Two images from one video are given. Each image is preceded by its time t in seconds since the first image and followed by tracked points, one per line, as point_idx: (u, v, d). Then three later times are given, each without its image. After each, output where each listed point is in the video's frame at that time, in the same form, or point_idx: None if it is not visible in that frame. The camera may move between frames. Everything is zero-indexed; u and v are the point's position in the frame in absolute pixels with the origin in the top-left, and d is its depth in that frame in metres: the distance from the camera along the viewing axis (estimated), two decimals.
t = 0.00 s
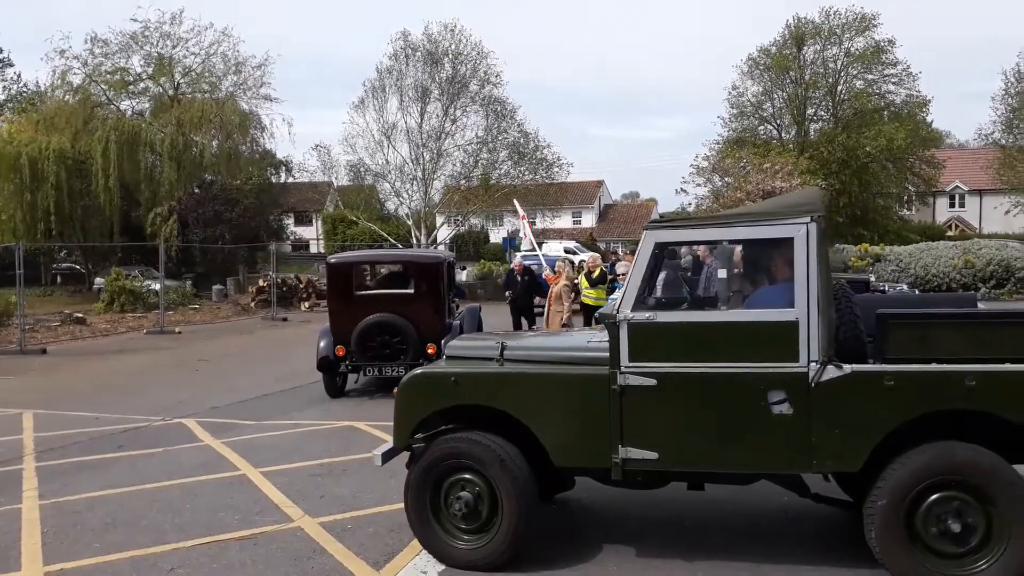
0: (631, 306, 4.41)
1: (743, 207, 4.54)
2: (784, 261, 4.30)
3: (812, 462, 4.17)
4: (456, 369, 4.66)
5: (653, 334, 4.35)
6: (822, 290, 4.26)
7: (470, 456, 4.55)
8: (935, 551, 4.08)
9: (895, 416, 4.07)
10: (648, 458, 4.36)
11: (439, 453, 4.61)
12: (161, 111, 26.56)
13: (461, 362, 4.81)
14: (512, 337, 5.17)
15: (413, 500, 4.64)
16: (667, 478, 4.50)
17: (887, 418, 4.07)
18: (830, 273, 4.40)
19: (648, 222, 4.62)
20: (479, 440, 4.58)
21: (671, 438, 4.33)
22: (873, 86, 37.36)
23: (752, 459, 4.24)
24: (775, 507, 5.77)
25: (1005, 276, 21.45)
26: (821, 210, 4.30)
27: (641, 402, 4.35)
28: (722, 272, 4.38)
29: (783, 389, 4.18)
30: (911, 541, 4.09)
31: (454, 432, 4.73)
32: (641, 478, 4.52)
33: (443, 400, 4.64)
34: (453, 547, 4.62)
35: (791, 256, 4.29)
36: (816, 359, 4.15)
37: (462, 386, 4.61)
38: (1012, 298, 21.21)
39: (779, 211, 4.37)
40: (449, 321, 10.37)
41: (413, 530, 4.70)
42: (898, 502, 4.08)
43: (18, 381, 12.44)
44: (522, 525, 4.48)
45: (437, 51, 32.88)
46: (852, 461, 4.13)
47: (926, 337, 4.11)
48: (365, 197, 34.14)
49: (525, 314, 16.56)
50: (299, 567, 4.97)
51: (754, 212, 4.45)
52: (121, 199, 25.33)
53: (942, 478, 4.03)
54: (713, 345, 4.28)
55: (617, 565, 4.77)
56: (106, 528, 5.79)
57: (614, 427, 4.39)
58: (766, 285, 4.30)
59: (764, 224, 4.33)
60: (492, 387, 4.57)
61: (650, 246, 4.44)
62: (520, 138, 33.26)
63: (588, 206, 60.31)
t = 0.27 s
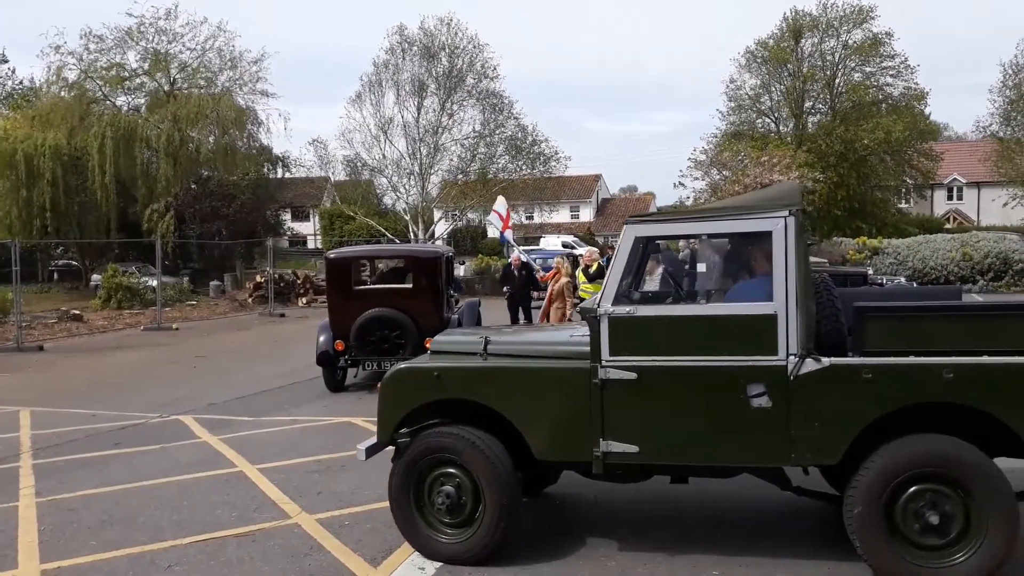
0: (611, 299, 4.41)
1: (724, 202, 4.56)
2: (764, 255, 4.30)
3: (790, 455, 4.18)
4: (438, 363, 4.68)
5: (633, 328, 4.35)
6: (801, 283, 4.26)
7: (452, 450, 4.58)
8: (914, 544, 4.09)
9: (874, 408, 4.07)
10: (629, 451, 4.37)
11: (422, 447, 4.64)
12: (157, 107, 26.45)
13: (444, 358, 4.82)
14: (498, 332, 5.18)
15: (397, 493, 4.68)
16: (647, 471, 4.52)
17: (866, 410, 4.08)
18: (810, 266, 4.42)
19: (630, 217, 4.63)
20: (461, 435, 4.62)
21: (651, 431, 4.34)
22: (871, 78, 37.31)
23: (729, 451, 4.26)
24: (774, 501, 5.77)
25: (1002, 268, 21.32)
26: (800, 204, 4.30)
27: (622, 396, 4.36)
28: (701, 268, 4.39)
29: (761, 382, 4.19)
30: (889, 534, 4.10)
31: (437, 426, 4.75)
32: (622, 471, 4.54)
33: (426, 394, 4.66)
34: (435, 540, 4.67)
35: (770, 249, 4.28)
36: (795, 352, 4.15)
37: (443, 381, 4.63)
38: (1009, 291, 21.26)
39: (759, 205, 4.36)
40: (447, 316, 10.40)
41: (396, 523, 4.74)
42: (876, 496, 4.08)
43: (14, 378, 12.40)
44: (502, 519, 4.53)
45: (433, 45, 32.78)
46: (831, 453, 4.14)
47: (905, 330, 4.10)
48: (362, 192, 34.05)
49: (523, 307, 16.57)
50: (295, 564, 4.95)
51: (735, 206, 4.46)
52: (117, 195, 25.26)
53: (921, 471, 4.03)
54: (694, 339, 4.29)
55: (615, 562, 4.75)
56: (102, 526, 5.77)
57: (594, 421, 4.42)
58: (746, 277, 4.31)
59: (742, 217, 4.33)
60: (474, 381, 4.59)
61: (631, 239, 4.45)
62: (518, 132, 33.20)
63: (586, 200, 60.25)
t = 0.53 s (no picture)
0: (591, 302, 4.48)
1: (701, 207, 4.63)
2: (741, 257, 4.38)
3: (768, 456, 4.22)
4: (419, 366, 4.73)
5: (612, 330, 4.40)
6: (778, 285, 4.31)
7: (434, 451, 4.63)
8: (891, 545, 4.11)
9: (850, 409, 4.11)
10: (608, 452, 4.42)
11: (405, 448, 4.69)
12: (154, 109, 26.42)
13: (425, 359, 4.86)
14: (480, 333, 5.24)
15: (381, 494, 4.74)
16: (627, 471, 4.57)
17: (842, 412, 4.12)
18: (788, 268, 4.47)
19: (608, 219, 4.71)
20: (443, 437, 4.66)
21: (630, 432, 4.39)
22: (868, 80, 37.36)
23: (708, 452, 4.30)
24: (772, 505, 5.77)
25: (999, 270, 21.52)
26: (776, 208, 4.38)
27: (601, 397, 4.41)
28: (679, 269, 4.46)
29: (739, 383, 4.23)
30: (868, 535, 4.12)
31: (421, 428, 4.79)
32: (602, 471, 4.59)
33: (409, 396, 4.71)
34: (418, 540, 4.72)
35: (747, 252, 4.36)
36: (772, 354, 4.19)
37: (425, 383, 4.67)
38: (1007, 292, 21.28)
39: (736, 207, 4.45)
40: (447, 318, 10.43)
41: (380, 523, 4.80)
42: (854, 497, 4.10)
43: (11, 381, 12.36)
44: (484, 519, 4.57)
45: (431, 48, 32.79)
46: (808, 454, 4.18)
47: (880, 331, 4.17)
48: (360, 194, 34.05)
49: (523, 310, 16.58)
50: (293, 567, 4.94)
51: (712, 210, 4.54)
52: (115, 198, 25.26)
53: (899, 472, 4.05)
54: (671, 341, 4.33)
55: (615, 566, 4.75)
56: (100, 529, 5.75)
57: (574, 422, 4.46)
58: (724, 280, 4.37)
59: (719, 221, 4.41)
60: (455, 383, 4.64)
61: (610, 242, 4.54)
62: (516, 135, 33.22)
63: (584, 202, 60.27)
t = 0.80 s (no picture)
0: (568, 305, 4.56)
1: (677, 211, 4.69)
2: (715, 260, 4.42)
3: (741, 458, 4.30)
4: (400, 368, 4.82)
5: (588, 333, 4.49)
6: (751, 288, 4.37)
7: (413, 452, 4.72)
8: (864, 546, 4.17)
9: (821, 411, 4.19)
10: (585, 453, 4.51)
11: (385, 450, 4.78)
12: (152, 112, 26.38)
13: (408, 361, 4.96)
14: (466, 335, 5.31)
15: (363, 496, 4.83)
16: (603, 472, 4.66)
17: (813, 414, 4.20)
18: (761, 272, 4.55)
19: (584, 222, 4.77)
20: (423, 438, 4.74)
21: (606, 434, 4.47)
22: (865, 84, 37.43)
23: (682, 453, 4.38)
24: (768, 507, 5.80)
25: (996, 273, 21.70)
26: (751, 211, 4.44)
27: (578, 399, 4.49)
28: (654, 273, 4.53)
29: (713, 386, 4.31)
30: (841, 537, 4.18)
31: (403, 429, 4.89)
32: (579, 472, 4.67)
33: (390, 398, 4.81)
34: (400, 541, 4.81)
35: (721, 255, 4.40)
36: (745, 356, 4.28)
37: (406, 384, 4.77)
38: (1002, 296, 21.35)
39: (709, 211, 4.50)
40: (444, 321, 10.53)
41: (363, 524, 4.89)
42: (827, 499, 4.16)
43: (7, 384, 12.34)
44: (463, 520, 4.64)
45: (428, 51, 32.82)
46: (780, 456, 4.26)
47: (852, 335, 4.24)
48: (358, 197, 34.06)
49: (524, 313, 16.58)
50: (290, 569, 4.95)
51: (688, 214, 4.60)
52: (112, 200, 25.24)
53: (871, 475, 4.11)
54: (646, 344, 4.41)
55: (611, 569, 4.77)
56: (97, 531, 5.75)
57: (552, 424, 4.55)
58: (698, 282, 4.43)
59: (695, 224, 4.47)
60: (435, 385, 4.73)
61: (586, 245, 4.62)
62: (513, 138, 33.25)
63: (582, 205, 60.32)
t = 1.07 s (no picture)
0: (545, 303, 4.60)
1: (653, 211, 4.74)
2: (690, 258, 4.47)
3: (715, 454, 4.34)
4: (381, 365, 4.86)
5: (565, 332, 4.53)
6: (725, 287, 4.42)
7: (392, 449, 4.77)
8: (838, 543, 4.19)
9: (795, 409, 4.22)
10: (562, 450, 4.54)
11: (366, 447, 4.83)
12: (150, 110, 26.35)
13: (390, 360, 5.00)
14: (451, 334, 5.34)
15: (344, 492, 4.88)
16: (581, 468, 4.69)
17: (787, 411, 4.23)
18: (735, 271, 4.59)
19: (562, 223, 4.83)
20: (401, 435, 4.78)
21: (582, 431, 4.51)
22: (864, 82, 37.41)
23: (658, 450, 4.42)
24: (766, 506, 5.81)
25: (994, 271, 21.72)
26: (724, 209, 4.49)
27: (555, 397, 4.53)
28: (630, 272, 4.57)
29: (688, 384, 4.35)
30: (815, 534, 4.19)
31: (384, 427, 4.93)
32: (557, 469, 4.71)
33: (370, 395, 4.85)
34: (381, 537, 4.86)
35: (696, 252, 4.45)
36: (719, 354, 4.32)
37: (386, 382, 4.81)
38: (1000, 293, 21.36)
39: (683, 210, 4.57)
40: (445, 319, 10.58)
41: (344, 520, 4.95)
42: (800, 495, 4.18)
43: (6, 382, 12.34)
44: (441, 515, 4.67)
45: (427, 49, 32.78)
46: (754, 453, 4.29)
47: (822, 331, 4.32)
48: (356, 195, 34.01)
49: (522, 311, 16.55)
50: (289, 568, 4.94)
51: (663, 212, 4.65)
52: (110, 198, 25.22)
53: (843, 471, 4.12)
54: (621, 342, 4.45)
55: (610, 568, 4.76)
56: (95, 530, 5.75)
57: (530, 421, 4.59)
58: (674, 280, 4.48)
59: (670, 223, 4.52)
60: (415, 383, 4.77)
61: (562, 243, 4.69)
62: (512, 136, 33.24)
63: (581, 203, 60.32)
